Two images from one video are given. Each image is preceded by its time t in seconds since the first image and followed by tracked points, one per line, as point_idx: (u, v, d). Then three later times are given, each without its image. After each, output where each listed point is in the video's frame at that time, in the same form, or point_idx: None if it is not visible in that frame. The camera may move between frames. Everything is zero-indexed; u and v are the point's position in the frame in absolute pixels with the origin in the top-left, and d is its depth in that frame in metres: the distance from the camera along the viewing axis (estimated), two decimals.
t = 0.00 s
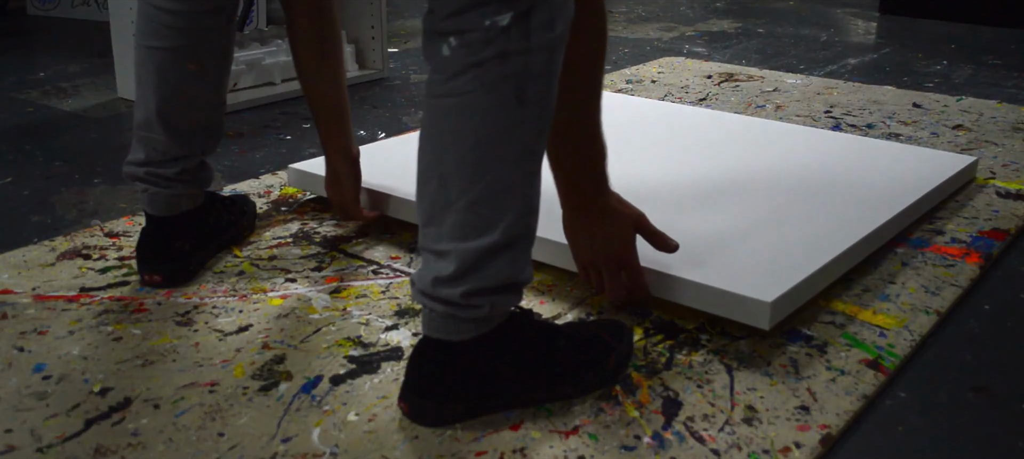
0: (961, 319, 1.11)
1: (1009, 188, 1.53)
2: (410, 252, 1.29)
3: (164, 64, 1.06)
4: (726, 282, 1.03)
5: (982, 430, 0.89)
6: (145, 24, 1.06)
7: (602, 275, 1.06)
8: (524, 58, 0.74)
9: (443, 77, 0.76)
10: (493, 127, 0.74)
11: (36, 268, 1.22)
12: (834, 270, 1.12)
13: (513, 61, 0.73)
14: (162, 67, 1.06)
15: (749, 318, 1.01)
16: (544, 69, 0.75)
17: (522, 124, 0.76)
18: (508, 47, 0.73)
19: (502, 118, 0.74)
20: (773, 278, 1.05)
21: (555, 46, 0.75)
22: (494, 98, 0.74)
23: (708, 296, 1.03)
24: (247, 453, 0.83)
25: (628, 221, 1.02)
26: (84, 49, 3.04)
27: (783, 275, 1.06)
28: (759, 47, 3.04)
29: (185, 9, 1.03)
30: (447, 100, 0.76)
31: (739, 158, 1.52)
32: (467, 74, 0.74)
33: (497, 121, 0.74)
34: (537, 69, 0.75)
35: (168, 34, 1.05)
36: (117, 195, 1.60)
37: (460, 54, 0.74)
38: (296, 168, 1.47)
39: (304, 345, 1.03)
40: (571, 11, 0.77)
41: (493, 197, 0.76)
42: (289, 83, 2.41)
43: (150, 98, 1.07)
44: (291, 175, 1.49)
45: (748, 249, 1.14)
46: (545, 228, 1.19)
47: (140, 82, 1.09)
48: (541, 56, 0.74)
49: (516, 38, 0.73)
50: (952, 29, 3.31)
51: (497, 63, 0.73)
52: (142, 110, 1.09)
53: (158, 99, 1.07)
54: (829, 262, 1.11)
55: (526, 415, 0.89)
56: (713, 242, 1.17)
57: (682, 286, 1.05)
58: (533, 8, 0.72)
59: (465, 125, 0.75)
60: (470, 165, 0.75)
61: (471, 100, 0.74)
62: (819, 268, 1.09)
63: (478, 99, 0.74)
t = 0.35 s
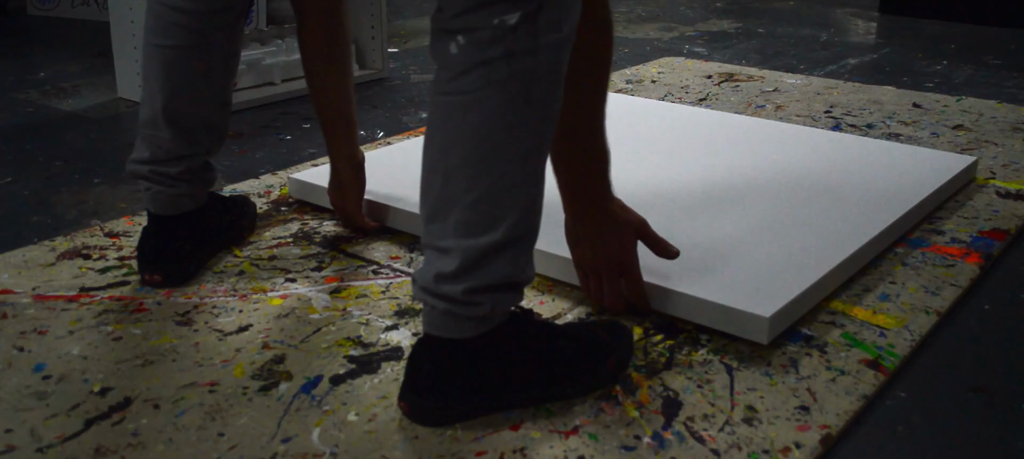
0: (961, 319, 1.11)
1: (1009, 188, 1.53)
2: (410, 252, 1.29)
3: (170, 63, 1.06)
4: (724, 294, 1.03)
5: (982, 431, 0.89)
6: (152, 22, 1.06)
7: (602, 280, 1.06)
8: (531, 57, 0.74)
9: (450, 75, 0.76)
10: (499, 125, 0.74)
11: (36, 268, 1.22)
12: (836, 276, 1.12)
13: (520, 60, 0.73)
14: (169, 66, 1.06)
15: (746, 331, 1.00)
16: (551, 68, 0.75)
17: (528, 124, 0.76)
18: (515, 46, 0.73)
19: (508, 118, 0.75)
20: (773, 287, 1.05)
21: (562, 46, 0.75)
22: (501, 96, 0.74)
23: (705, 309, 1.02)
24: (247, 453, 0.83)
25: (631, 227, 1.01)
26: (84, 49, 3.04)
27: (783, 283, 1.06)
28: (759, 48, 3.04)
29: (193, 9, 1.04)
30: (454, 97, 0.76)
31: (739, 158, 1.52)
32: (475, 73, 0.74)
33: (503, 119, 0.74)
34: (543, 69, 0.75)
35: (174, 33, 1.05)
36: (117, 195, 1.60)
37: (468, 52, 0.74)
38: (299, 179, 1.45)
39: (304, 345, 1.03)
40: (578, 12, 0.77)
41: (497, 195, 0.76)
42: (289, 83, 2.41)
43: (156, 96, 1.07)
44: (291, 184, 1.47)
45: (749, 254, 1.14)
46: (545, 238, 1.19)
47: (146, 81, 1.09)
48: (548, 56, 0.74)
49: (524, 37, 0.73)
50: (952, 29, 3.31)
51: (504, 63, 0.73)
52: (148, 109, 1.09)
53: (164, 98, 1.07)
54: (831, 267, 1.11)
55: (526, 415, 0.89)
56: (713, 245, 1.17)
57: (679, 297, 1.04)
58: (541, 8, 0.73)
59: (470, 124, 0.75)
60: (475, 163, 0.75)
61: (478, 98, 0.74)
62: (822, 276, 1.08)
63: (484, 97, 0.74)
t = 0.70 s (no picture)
0: (961, 319, 1.11)
1: (1009, 188, 1.53)
2: (410, 252, 1.29)
3: (174, 63, 1.06)
4: (726, 296, 1.02)
5: (982, 431, 0.89)
6: (154, 21, 1.06)
7: (603, 279, 1.05)
8: (535, 57, 0.74)
9: (454, 74, 0.76)
10: (502, 121, 0.74)
11: (36, 268, 1.22)
12: (835, 279, 1.12)
13: (525, 60, 0.73)
14: (171, 65, 1.06)
15: (747, 333, 1.00)
16: (554, 69, 0.75)
17: (531, 123, 0.76)
18: (520, 46, 0.73)
19: (512, 117, 0.75)
20: (774, 288, 1.05)
21: (565, 47, 0.75)
22: (505, 95, 0.74)
23: (707, 311, 1.02)
24: (247, 454, 0.83)
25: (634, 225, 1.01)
26: (84, 49, 3.04)
27: (783, 285, 1.05)
28: (759, 48, 3.04)
29: (196, 9, 1.03)
30: (458, 96, 0.75)
31: (740, 158, 1.52)
32: (480, 71, 0.74)
33: (506, 118, 0.74)
34: (547, 70, 0.75)
35: (178, 32, 1.05)
36: (117, 195, 1.60)
37: (472, 51, 0.74)
38: (299, 179, 1.45)
39: (304, 345, 1.03)
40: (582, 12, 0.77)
41: (500, 193, 0.76)
42: (289, 83, 2.41)
43: (159, 95, 1.07)
44: (291, 185, 1.47)
45: (749, 254, 1.14)
46: (545, 239, 1.19)
47: (148, 79, 1.08)
48: (552, 56, 0.75)
49: (529, 37, 0.73)
50: (952, 30, 3.31)
51: (509, 62, 0.73)
52: (150, 108, 1.09)
53: (167, 97, 1.07)
54: (831, 269, 1.10)
55: (526, 415, 0.89)
56: (713, 246, 1.17)
57: (678, 298, 1.04)
58: (546, 9, 0.73)
59: (474, 122, 0.75)
60: (478, 160, 0.75)
61: (482, 96, 0.74)
62: (822, 276, 1.08)
63: (489, 95, 0.74)
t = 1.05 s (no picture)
0: (960, 319, 1.11)
1: (1009, 188, 1.53)
2: (410, 252, 1.29)
3: (170, 62, 1.06)
4: (725, 298, 1.02)
5: (981, 430, 0.89)
6: (148, 18, 1.06)
7: (605, 278, 1.05)
8: (534, 56, 0.74)
9: (452, 73, 0.76)
10: (501, 120, 0.74)
11: (36, 268, 1.22)
12: (835, 279, 1.11)
13: (524, 59, 0.73)
14: (166, 64, 1.06)
15: (747, 335, 1.00)
16: (553, 67, 0.75)
17: (531, 122, 0.76)
18: (520, 45, 0.73)
19: (511, 115, 0.75)
20: (772, 288, 1.05)
21: (564, 46, 0.75)
22: (504, 93, 0.74)
23: (706, 312, 1.02)
24: (247, 453, 0.83)
25: (638, 225, 1.01)
26: (84, 49, 3.04)
27: (783, 285, 1.05)
28: (759, 48, 3.04)
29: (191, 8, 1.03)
30: (456, 94, 0.75)
31: (741, 158, 1.52)
32: (478, 70, 0.74)
33: (506, 117, 0.74)
34: (546, 69, 0.75)
35: (173, 31, 1.05)
36: (117, 195, 1.60)
37: (471, 50, 0.74)
38: (299, 181, 1.45)
39: (304, 346, 1.03)
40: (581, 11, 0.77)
41: (499, 191, 0.76)
42: (289, 83, 2.41)
43: (155, 95, 1.07)
44: (291, 187, 1.47)
45: (749, 254, 1.14)
46: (545, 241, 1.19)
47: (144, 79, 1.08)
48: (552, 55, 0.74)
49: (528, 36, 0.73)
50: (952, 30, 3.31)
51: (508, 61, 0.73)
52: (145, 106, 1.09)
53: (164, 97, 1.07)
54: (830, 269, 1.10)
55: (526, 415, 0.89)
56: (712, 246, 1.17)
57: (677, 299, 1.04)
58: (545, 8, 0.73)
59: (473, 121, 0.75)
60: (478, 158, 0.75)
61: (481, 95, 0.74)
62: (821, 276, 1.08)
63: (488, 93, 0.74)
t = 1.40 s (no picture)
0: (960, 319, 1.11)
1: (1009, 188, 1.53)
2: (410, 252, 1.29)
3: (171, 61, 1.06)
4: (725, 301, 1.02)
5: (981, 430, 0.89)
6: (151, 18, 1.06)
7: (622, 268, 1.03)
8: (534, 56, 0.74)
9: (453, 73, 0.76)
10: (502, 119, 0.74)
11: (36, 268, 1.22)
12: (835, 279, 1.11)
13: (523, 59, 0.73)
14: (169, 64, 1.06)
15: (748, 336, 1.00)
16: (553, 67, 0.75)
17: (531, 122, 0.76)
18: (519, 45, 0.73)
19: (511, 115, 0.75)
20: (772, 290, 1.05)
21: (565, 46, 0.75)
22: (504, 92, 0.74)
23: (705, 315, 1.02)
24: (247, 454, 0.83)
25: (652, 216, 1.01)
26: (84, 49, 3.04)
27: (782, 287, 1.05)
28: (759, 48, 3.04)
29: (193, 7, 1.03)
30: (457, 95, 0.76)
31: (742, 157, 1.52)
32: (479, 70, 0.74)
33: (505, 117, 0.74)
34: (547, 69, 0.75)
35: (174, 30, 1.05)
36: (117, 195, 1.60)
37: (472, 51, 0.74)
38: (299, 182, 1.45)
39: (304, 346, 1.03)
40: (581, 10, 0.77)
41: (497, 191, 0.76)
42: (289, 83, 2.41)
43: (155, 94, 1.07)
44: (291, 188, 1.47)
45: (748, 253, 1.14)
46: (545, 243, 1.19)
47: (145, 79, 1.08)
48: (552, 55, 0.75)
49: (527, 36, 0.73)
50: (952, 29, 3.31)
51: (508, 61, 0.73)
52: (146, 107, 1.09)
53: (165, 96, 1.07)
54: (829, 270, 1.10)
55: (526, 415, 0.89)
56: (712, 246, 1.17)
57: (676, 301, 1.04)
58: (545, 8, 0.73)
59: (472, 120, 0.75)
60: (478, 158, 0.75)
61: (481, 95, 0.74)
62: (821, 277, 1.08)
63: (489, 93, 0.74)
